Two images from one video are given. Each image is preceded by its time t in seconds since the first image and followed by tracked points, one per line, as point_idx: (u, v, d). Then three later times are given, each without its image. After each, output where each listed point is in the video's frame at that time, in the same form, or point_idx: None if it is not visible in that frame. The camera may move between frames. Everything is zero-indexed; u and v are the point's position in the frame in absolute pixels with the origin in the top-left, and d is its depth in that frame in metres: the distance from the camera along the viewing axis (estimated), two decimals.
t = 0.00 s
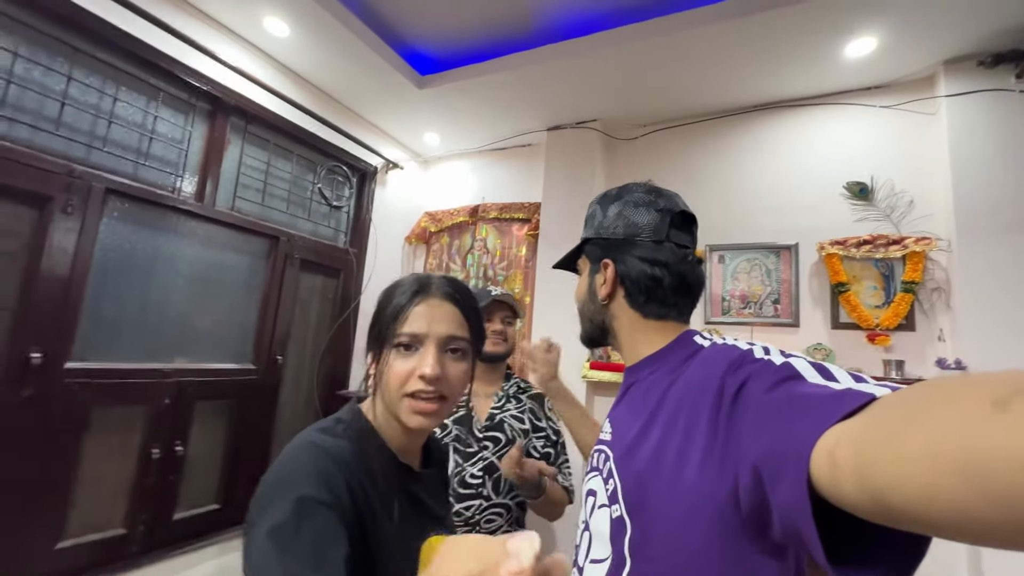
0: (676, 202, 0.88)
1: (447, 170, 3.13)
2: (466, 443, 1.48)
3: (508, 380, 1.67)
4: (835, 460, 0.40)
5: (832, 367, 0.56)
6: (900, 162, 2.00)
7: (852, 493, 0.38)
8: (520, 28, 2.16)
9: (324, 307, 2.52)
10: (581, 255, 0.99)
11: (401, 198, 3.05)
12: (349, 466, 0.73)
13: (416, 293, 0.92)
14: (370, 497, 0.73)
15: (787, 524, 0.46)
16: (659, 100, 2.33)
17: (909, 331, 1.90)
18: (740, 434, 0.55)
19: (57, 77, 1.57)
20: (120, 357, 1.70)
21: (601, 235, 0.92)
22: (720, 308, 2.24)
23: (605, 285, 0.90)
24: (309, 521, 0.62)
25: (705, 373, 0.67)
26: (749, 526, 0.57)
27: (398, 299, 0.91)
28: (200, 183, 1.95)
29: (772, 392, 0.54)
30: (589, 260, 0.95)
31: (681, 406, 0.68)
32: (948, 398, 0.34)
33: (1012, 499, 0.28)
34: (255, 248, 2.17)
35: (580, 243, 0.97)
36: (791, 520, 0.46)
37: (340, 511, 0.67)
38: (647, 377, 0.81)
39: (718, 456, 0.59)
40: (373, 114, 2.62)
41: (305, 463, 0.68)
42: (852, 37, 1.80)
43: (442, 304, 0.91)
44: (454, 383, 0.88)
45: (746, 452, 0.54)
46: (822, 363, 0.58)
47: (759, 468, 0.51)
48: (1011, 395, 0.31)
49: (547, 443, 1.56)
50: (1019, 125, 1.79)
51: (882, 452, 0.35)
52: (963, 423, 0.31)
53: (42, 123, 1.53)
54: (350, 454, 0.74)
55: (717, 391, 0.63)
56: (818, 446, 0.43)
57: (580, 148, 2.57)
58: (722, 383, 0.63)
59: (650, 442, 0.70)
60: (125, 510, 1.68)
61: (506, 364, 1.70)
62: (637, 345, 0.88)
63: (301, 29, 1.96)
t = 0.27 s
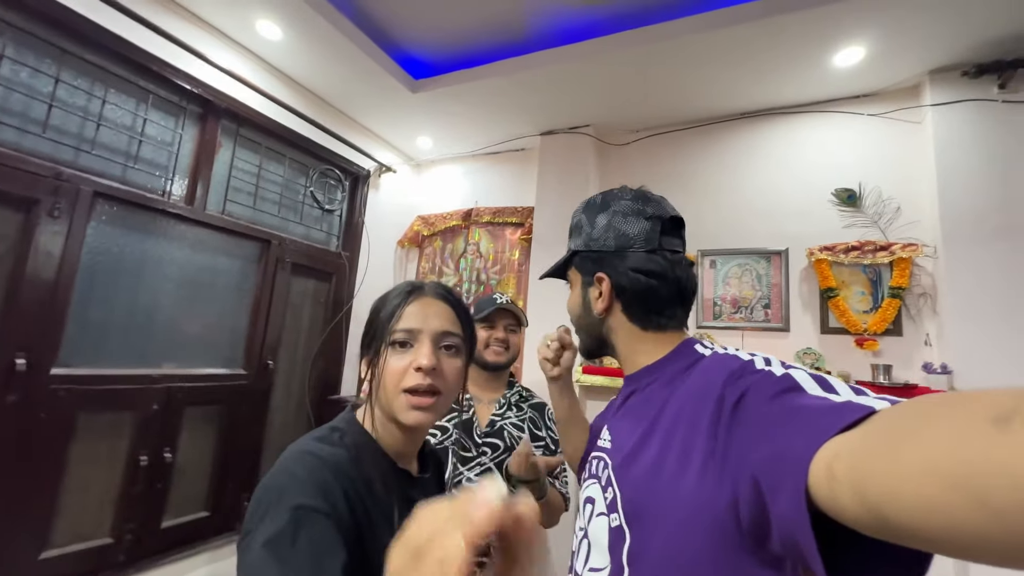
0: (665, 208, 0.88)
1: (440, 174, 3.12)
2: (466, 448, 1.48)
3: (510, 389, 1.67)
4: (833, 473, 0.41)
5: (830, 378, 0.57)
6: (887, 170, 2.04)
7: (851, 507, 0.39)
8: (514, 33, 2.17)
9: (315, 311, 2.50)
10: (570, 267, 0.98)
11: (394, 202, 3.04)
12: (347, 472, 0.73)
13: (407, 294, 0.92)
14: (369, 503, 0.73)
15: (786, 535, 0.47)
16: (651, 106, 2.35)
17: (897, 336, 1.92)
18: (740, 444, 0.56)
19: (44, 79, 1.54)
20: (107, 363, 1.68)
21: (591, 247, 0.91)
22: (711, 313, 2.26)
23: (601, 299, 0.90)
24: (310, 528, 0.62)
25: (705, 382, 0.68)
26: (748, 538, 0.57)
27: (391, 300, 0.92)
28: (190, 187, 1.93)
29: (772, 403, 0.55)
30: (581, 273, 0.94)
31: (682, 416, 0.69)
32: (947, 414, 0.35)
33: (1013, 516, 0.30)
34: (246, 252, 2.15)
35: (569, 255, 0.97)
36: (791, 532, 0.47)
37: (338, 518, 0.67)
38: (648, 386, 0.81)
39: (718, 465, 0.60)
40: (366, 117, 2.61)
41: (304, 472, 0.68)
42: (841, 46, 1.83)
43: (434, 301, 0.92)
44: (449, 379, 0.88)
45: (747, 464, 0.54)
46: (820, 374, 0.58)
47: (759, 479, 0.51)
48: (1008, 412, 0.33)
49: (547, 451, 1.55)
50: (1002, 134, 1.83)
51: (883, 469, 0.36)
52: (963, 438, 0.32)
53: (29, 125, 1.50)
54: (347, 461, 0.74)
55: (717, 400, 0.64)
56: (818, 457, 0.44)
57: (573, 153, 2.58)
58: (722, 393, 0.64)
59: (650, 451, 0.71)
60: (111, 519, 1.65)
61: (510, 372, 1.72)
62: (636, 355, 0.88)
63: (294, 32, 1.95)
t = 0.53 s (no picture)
0: (674, 201, 0.90)
1: (436, 174, 3.11)
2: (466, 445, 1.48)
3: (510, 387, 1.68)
4: (846, 464, 0.43)
5: (842, 371, 0.59)
6: (880, 170, 2.06)
7: (863, 499, 0.41)
8: (511, 33, 2.17)
9: (310, 310, 2.49)
10: (575, 260, 0.97)
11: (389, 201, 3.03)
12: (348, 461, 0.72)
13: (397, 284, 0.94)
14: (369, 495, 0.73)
15: (798, 529, 0.50)
16: (647, 106, 2.36)
17: (889, 334, 1.94)
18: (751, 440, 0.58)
19: (36, 74, 1.53)
20: (100, 361, 1.66)
21: (601, 238, 0.90)
22: (706, 312, 2.27)
23: (611, 293, 0.89)
24: (309, 515, 0.61)
25: (711, 378, 0.69)
26: (759, 532, 0.59)
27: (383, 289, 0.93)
28: (184, 184, 1.91)
29: (782, 398, 0.56)
30: (588, 266, 0.93)
31: (688, 412, 0.69)
32: (957, 405, 0.37)
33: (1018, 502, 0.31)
34: (241, 250, 2.13)
35: (575, 248, 0.95)
36: (803, 527, 0.49)
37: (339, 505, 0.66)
38: (651, 382, 0.82)
39: (728, 462, 0.61)
40: (361, 116, 2.60)
41: (303, 459, 0.68)
42: (835, 47, 1.85)
43: (426, 286, 0.94)
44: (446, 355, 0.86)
45: (758, 459, 0.56)
46: (830, 367, 0.61)
47: (772, 474, 0.53)
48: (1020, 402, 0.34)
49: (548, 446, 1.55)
50: (992, 136, 1.85)
51: (893, 460, 0.38)
52: (973, 427, 0.34)
53: (20, 121, 1.49)
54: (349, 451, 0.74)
55: (724, 396, 0.65)
56: (830, 449, 0.46)
57: (569, 153, 2.59)
58: (729, 389, 0.65)
59: (656, 447, 0.71)
60: (103, 519, 1.63)
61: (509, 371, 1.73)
62: (640, 352, 0.89)
63: (290, 30, 1.94)
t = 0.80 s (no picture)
0: (683, 200, 0.91)
1: (437, 176, 3.13)
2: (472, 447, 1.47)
3: (512, 385, 1.69)
4: (850, 459, 0.43)
5: (846, 366, 0.60)
6: (879, 172, 2.07)
7: (867, 492, 0.41)
8: (512, 36, 2.19)
9: (311, 312, 2.50)
10: (583, 254, 0.98)
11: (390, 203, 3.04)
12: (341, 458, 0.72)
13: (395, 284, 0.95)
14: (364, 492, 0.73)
15: (805, 525, 0.49)
16: (647, 109, 2.38)
17: (889, 336, 1.95)
18: (755, 436, 0.58)
19: (41, 77, 1.54)
20: (101, 362, 1.66)
21: (610, 233, 0.91)
22: (707, 314, 2.27)
23: (617, 285, 0.90)
24: (301, 513, 0.61)
25: (716, 376, 0.70)
26: (765, 528, 0.59)
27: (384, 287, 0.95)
28: (187, 186, 1.93)
29: (785, 392, 0.56)
30: (595, 260, 0.94)
31: (694, 409, 0.70)
32: (958, 398, 0.37)
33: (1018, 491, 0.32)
34: (242, 251, 2.14)
35: (583, 241, 0.96)
36: (809, 522, 0.48)
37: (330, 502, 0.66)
38: (655, 379, 0.82)
39: (734, 458, 0.61)
40: (363, 119, 2.61)
41: (297, 455, 0.68)
42: (833, 50, 1.86)
43: (425, 284, 0.95)
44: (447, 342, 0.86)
45: (762, 454, 0.56)
46: (834, 363, 0.61)
47: (776, 469, 0.53)
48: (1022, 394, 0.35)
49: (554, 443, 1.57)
50: (990, 138, 1.86)
51: (898, 453, 0.38)
52: (974, 420, 0.34)
53: (26, 122, 1.50)
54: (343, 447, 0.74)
55: (729, 393, 0.65)
56: (834, 442, 0.46)
57: (569, 156, 2.60)
58: (734, 385, 0.65)
59: (661, 446, 0.72)
60: (103, 520, 1.63)
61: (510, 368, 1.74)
62: (643, 347, 0.89)
63: (293, 33, 1.96)
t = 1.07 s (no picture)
0: (690, 205, 0.91)
1: (437, 177, 3.13)
2: (477, 455, 1.46)
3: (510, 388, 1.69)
4: (853, 464, 0.43)
5: (852, 372, 0.59)
6: (880, 174, 2.06)
7: (871, 499, 0.41)
8: (512, 37, 2.19)
9: (311, 313, 2.50)
10: (589, 257, 0.98)
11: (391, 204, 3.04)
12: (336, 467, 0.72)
13: (390, 288, 0.95)
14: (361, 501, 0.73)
15: (811, 528, 0.49)
16: (647, 110, 2.38)
17: (891, 337, 1.94)
18: (761, 440, 0.58)
19: (42, 78, 1.54)
20: (101, 363, 1.66)
21: (617, 236, 0.91)
22: (707, 315, 2.27)
23: (625, 287, 0.89)
24: (293, 530, 0.61)
25: (723, 380, 0.70)
26: (772, 532, 0.58)
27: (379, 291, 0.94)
28: (187, 188, 1.93)
29: (791, 397, 0.56)
30: (602, 263, 0.94)
31: (702, 414, 0.70)
32: (959, 404, 0.37)
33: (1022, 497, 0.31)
34: (243, 253, 2.14)
35: (590, 244, 0.96)
36: (815, 525, 0.49)
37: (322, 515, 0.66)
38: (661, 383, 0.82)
39: (741, 462, 0.61)
40: (364, 120, 2.62)
41: (289, 469, 0.67)
42: (833, 52, 1.86)
43: (421, 287, 0.95)
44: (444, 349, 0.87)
45: (769, 459, 0.56)
46: (840, 368, 0.61)
47: (783, 473, 0.53)
48: None
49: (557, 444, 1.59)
50: (991, 139, 1.86)
51: (899, 460, 0.38)
52: (974, 425, 0.35)
53: (26, 124, 1.50)
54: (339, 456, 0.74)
55: (736, 397, 0.65)
56: (841, 447, 0.46)
57: (570, 157, 2.60)
58: (741, 390, 0.65)
59: (668, 451, 0.71)
60: (103, 521, 1.63)
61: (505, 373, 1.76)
62: (647, 352, 0.89)
63: (293, 34, 1.96)
